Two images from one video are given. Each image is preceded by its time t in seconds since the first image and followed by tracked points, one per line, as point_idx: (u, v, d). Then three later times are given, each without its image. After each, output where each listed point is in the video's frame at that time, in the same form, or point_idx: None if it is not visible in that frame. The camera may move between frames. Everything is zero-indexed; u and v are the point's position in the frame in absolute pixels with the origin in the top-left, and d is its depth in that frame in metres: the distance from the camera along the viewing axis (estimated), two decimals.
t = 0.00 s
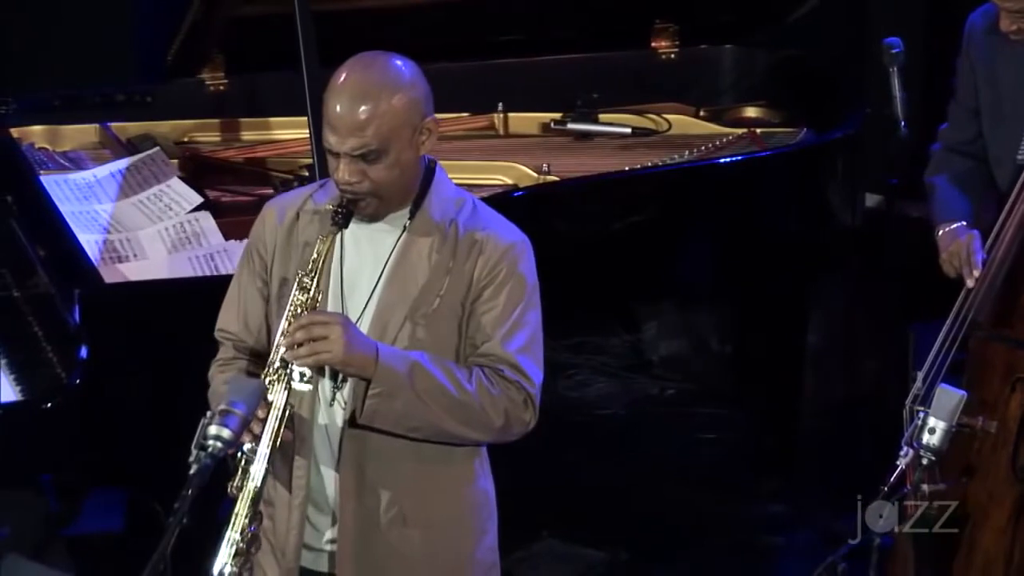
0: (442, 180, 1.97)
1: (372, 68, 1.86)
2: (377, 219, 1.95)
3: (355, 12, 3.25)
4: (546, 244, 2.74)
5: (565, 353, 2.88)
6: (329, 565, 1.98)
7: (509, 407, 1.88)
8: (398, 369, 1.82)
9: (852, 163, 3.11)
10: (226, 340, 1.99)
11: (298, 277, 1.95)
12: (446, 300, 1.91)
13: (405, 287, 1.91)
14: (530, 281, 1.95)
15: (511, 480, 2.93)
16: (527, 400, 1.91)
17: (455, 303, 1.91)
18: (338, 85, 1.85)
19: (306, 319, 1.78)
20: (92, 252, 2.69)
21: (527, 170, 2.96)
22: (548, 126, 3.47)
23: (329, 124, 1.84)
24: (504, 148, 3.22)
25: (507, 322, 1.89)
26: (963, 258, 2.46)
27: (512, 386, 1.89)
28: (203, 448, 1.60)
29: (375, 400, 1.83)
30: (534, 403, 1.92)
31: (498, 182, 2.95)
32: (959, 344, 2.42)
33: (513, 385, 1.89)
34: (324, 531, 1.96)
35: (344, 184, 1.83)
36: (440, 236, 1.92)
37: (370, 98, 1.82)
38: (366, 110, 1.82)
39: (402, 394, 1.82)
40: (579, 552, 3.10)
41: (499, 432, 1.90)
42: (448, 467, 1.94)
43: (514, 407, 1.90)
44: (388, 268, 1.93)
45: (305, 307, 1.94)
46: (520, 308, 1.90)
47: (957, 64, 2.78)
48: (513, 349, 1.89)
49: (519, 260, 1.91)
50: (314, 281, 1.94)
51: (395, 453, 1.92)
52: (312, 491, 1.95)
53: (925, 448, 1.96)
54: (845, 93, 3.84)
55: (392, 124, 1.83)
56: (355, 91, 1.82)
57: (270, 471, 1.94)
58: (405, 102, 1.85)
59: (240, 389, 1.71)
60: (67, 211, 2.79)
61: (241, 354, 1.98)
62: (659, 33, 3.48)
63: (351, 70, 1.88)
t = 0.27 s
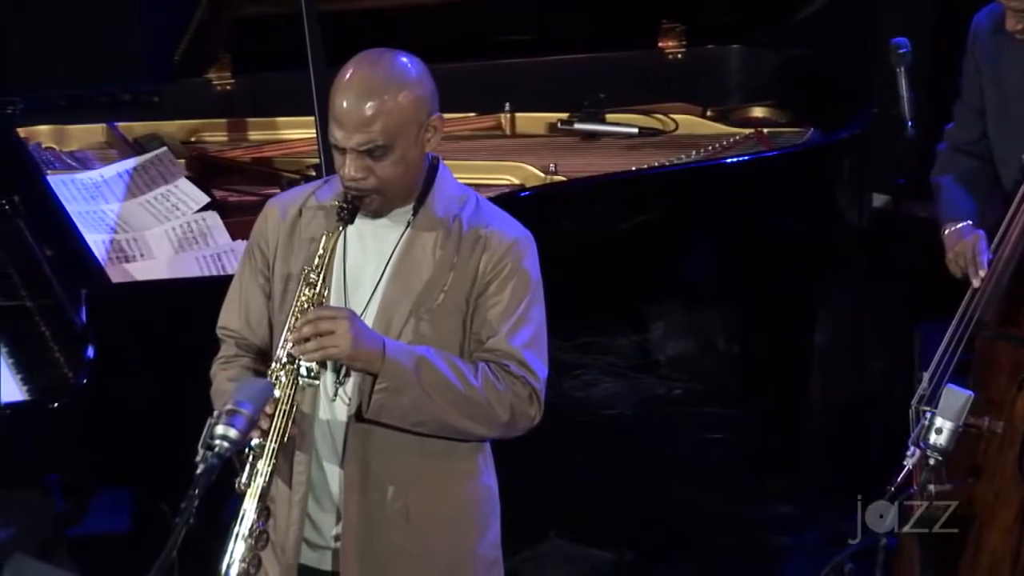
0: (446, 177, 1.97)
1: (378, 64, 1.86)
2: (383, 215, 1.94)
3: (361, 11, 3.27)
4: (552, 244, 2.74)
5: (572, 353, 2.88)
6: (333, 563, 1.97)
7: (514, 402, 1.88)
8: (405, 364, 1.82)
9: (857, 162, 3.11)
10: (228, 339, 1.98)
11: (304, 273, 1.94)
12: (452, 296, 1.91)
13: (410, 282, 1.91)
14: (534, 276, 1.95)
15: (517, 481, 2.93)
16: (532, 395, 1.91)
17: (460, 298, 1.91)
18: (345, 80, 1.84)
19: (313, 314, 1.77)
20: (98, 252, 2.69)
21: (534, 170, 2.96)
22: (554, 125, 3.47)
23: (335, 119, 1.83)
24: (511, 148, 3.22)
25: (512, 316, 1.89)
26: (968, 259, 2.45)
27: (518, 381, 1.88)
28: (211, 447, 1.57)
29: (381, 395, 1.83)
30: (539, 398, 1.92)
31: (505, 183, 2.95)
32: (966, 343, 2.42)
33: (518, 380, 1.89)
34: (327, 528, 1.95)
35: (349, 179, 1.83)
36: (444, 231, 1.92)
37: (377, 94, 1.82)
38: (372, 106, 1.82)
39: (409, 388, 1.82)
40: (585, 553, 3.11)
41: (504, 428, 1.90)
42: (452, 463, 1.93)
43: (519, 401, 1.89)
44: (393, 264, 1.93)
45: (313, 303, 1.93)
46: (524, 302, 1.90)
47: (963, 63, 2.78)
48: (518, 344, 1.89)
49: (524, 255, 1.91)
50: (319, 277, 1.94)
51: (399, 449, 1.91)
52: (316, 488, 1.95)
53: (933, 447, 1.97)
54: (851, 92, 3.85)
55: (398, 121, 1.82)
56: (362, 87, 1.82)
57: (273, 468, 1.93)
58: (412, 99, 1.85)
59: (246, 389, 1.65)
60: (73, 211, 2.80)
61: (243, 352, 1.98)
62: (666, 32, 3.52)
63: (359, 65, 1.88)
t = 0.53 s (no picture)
0: (453, 177, 1.97)
1: (386, 64, 1.86)
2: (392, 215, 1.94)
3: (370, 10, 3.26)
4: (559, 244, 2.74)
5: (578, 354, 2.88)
6: (340, 563, 1.98)
7: (522, 402, 1.88)
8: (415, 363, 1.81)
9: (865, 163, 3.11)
10: (236, 339, 1.98)
11: (312, 273, 1.94)
12: (460, 296, 1.91)
13: (419, 282, 1.90)
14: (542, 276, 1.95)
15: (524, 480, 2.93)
16: (540, 396, 1.91)
17: (468, 298, 1.91)
18: (353, 81, 1.84)
19: (323, 314, 1.77)
20: (105, 251, 2.69)
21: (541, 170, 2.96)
22: (562, 125, 3.47)
23: (344, 120, 1.83)
24: (518, 148, 3.22)
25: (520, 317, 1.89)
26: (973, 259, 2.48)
27: (526, 381, 1.88)
28: (218, 448, 1.56)
29: (390, 395, 1.83)
30: (547, 399, 1.92)
31: (513, 182, 2.95)
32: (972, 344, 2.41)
33: (526, 381, 1.89)
34: (334, 528, 1.96)
35: (357, 180, 1.83)
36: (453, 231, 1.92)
37: (385, 95, 1.81)
38: (380, 107, 1.82)
39: (419, 388, 1.82)
40: (590, 553, 3.12)
41: (512, 428, 1.90)
42: (459, 463, 1.93)
43: (527, 402, 1.89)
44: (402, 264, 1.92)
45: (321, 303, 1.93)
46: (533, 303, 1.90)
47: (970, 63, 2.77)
48: (527, 344, 1.89)
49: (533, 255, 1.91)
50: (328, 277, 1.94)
51: (407, 449, 1.91)
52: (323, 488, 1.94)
53: (938, 448, 1.92)
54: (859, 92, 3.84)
55: (406, 122, 1.82)
56: (370, 89, 1.82)
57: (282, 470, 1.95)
58: (420, 100, 1.85)
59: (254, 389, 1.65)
60: (81, 211, 2.80)
61: (251, 353, 1.98)
62: (674, 33, 3.48)
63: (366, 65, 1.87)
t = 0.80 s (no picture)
0: (462, 178, 1.97)
1: (393, 67, 1.86)
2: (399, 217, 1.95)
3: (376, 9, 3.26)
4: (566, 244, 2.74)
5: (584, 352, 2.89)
6: (348, 564, 1.97)
7: (530, 404, 1.88)
8: (421, 365, 1.82)
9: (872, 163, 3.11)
10: (245, 340, 1.99)
11: (320, 275, 1.95)
12: (467, 298, 1.91)
13: (426, 283, 1.91)
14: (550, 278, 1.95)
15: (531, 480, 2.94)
16: (548, 398, 1.91)
17: (476, 300, 1.91)
18: (360, 84, 1.84)
19: (329, 316, 1.78)
20: (112, 251, 2.69)
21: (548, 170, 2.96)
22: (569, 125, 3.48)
23: (351, 123, 1.83)
24: (524, 148, 3.22)
25: (528, 319, 1.89)
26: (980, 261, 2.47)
27: (533, 383, 1.88)
28: (224, 447, 1.56)
29: (398, 396, 1.83)
30: (555, 401, 1.91)
31: (520, 182, 2.95)
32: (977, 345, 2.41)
33: (534, 382, 1.88)
34: (342, 530, 1.96)
35: (366, 184, 1.83)
36: (461, 233, 1.92)
37: (392, 98, 1.81)
38: (387, 110, 1.82)
39: (425, 390, 1.82)
40: (596, 553, 3.12)
41: (520, 430, 1.90)
42: (468, 464, 1.93)
43: (534, 404, 1.89)
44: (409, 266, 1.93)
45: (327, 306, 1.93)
46: (540, 305, 1.90)
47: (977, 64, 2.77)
48: (534, 346, 1.89)
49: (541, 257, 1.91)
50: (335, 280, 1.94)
51: (415, 450, 1.91)
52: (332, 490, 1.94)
53: (946, 448, 1.92)
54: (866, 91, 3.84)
55: (413, 125, 1.82)
56: (377, 92, 1.82)
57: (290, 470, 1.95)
58: (427, 103, 1.84)
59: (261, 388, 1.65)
60: (88, 211, 2.80)
61: (260, 354, 1.98)
62: (681, 33, 3.50)
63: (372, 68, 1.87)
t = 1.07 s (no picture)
0: (471, 178, 1.97)
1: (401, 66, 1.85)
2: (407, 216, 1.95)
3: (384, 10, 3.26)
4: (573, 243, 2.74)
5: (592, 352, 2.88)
6: (355, 565, 1.98)
7: (537, 404, 1.87)
8: (427, 365, 1.82)
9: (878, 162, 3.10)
10: (256, 341, 1.99)
11: (328, 274, 1.95)
12: (474, 297, 1.91)
13: (433, 283, 1.91)
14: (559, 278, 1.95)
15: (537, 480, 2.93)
16: (556, 398, 1.91)
17: (483, 299, 1.91)
18: (368, 84, 1.84)
19: (337, 315, 1.78)
20: (119, 251, 2.69)
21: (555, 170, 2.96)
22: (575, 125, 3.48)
23: (359, 122, 1.83)
24: (531, 148, 3.22)
25: (535, 319, 1.89)
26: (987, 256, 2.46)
27: (540, 383, 1.88)
28: (231, 447, 1.55)
29: (404, 396, 1.83)
30: (563, 401, 1.91)
31: (527, 182, 2.95)
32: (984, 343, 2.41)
33: (541, 383, 1.88)
34: (350, 531, 1.96)
35: (374, 183, 1.83)
36: (468, 233, 1.92)
37: (399, 97, 1.81)
38: (395, 109, 1.81)
39: (431, 389, 1.82)
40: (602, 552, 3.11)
41: (528, 430, 1.90)
42: (475, 464, 1.93)
43: (542, 404, 1.89)
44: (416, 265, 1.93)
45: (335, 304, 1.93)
46: (548, 305, 1.90)
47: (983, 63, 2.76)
48: (541, 346, 1.88)
49: (549, 257, 1.90)
50: (343, 279, 1.94)
51: (423, 450, 1.91)
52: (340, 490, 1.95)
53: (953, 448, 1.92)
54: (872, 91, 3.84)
55: (420, 124, 1.82)
56: (385, 92, 1.81)
57: (297, 469, 1.95)
58: (434, 102, 1.84)
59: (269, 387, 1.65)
60: (95, 211, 2.80)
61: (270, 355, 1.98)
62: (688, 33, 3.50)
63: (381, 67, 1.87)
